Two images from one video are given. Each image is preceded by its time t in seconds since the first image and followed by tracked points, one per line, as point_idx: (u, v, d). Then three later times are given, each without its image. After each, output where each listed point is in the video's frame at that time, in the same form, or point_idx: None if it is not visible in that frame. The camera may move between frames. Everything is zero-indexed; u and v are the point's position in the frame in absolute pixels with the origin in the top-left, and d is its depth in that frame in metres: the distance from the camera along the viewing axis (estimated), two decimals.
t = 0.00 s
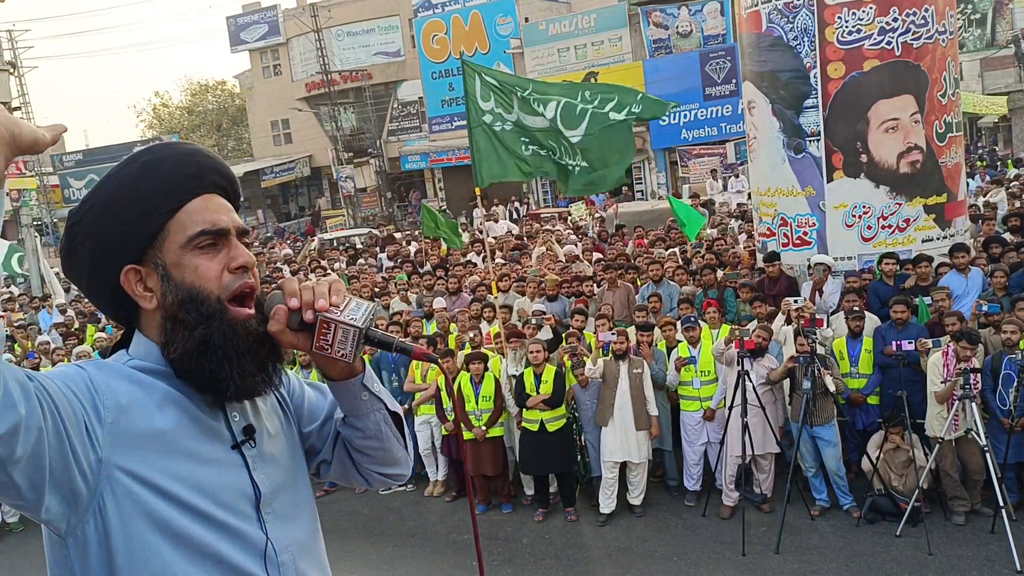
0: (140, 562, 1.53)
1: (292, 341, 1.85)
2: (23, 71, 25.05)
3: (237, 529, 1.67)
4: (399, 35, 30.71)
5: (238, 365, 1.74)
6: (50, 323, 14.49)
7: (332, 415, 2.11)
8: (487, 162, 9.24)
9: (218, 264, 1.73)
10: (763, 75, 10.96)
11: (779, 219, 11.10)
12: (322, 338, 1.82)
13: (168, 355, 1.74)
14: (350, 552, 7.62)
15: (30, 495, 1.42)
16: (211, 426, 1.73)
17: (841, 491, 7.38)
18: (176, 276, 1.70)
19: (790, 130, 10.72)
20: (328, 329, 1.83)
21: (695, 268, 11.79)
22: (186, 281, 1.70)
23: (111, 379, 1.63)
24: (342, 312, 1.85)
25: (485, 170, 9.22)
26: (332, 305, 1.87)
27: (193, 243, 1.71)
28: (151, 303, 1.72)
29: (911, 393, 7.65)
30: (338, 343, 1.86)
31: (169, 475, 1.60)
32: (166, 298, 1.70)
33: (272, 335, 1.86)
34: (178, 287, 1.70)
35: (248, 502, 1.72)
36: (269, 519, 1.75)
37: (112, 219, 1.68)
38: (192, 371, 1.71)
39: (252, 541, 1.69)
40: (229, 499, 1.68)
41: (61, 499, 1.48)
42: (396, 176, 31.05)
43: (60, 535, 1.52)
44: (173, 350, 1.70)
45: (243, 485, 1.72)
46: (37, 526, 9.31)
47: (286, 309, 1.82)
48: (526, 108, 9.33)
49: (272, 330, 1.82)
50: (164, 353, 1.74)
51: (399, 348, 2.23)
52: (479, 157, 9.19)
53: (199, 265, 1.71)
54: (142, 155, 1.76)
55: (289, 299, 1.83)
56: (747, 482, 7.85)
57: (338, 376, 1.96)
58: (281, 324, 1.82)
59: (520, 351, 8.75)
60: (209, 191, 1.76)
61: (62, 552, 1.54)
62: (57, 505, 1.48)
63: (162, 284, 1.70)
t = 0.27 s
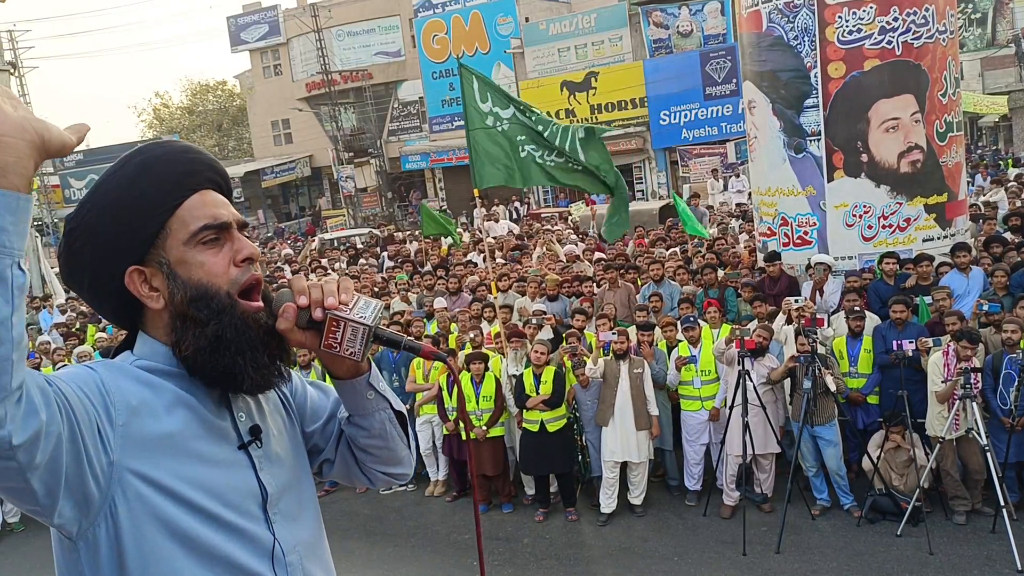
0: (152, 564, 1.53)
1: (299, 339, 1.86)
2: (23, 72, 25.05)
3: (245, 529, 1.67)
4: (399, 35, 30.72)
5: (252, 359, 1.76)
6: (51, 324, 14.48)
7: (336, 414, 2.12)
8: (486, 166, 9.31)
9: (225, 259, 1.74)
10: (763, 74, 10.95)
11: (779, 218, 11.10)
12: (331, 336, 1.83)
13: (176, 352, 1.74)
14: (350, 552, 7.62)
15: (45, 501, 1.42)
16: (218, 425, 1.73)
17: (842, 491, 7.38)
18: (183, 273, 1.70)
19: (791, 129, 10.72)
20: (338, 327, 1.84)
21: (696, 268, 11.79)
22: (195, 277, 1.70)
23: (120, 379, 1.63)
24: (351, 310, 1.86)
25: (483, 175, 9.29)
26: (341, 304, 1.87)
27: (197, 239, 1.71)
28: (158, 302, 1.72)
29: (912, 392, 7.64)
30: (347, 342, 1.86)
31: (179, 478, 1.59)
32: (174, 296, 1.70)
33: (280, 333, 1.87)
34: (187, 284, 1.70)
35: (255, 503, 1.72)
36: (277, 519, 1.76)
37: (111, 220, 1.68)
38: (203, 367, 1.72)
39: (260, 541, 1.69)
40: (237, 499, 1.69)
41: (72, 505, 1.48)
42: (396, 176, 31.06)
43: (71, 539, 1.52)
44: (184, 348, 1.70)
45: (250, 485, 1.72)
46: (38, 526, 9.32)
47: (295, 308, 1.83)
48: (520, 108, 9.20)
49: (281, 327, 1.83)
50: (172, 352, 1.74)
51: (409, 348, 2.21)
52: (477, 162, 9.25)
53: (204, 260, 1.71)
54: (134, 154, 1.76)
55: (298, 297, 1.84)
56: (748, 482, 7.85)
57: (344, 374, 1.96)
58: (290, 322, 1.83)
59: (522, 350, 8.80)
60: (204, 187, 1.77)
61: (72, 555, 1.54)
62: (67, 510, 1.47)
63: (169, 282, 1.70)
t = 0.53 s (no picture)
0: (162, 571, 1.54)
1: (310, 341, 1.90)
2: (22, 72, 25.04)
3: (249, 533, 1.67)
4: (399, 35, 30.72)
5: (266, 363, 1.77)
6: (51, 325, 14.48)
7: (335, 417, 2.11)
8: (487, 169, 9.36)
9: (248, 259, 1.73)
10: (763, 74, 10.95)
11: (779, 218, 11.10)
12: (342, 341, 1.90)
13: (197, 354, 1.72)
14: (351, 552, 7.62)
15: (64, 514, 1.42)
16: (223, 426, 1.72)
17: (843, 490, 7.38)
18: (208, 271, 1.68)
19: (791, 129, 10.72)
20: (350, 331, 1.91)
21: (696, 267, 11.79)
22: (220, 277, 1.69)
23: (130, 382, 1.62)
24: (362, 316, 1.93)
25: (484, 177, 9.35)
26: (354, 309, 1.95)
27: (221, 238, 1.69)
28: (181, 300, 1.68)
29: (912, 392, 7.65)
30: (358, 346, 1.93)
31: (188, 483, 1.60)
32: (199, 294, 1.68)
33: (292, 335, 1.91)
34: (213, 283, 1.68)
35: (257, 504, 1.72)
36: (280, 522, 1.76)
37: (135, 216, 1.64)
38: (225, 367, 1.71)
39: (264, 545, 1.69)
40: (241, 503, 1.68)
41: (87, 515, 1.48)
42: (397, 176, 31.05)
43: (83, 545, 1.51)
44: (207, 347, 1.68)
45: (253, 487, 1.72)
46: (38, 526, 9.32)
47: (308, 310, 1.89)
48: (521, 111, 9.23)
49: (293, 329, 1.87)
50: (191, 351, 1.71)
51: (416, 355, 2.22)
52: (477, 165, 9.35)
53: (228, 260, 1.71)
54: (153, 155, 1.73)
55: (312, 299, 1.90)
56: (748, 482, 7.86)
57: (348, 379, 1.98)
58: (302, 324, 1.88)
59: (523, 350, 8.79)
60: (223, 189, 1.75)
61: (83, 560, 1.53)
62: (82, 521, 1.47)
63: (193, 280, 1.68)
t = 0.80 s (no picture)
0: None
1: (322, 341, 1.88)
2: (22, 72, 25.05)
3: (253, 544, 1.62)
4: (399, 35, 30.76)
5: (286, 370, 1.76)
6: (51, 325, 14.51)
7: (329, 417, 2.09)
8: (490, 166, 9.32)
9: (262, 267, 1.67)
10: (763, 73, 10.95)
11: (780, 218, 11.10)
12: (357, 344, 1.88)
13: (211, 361, 1.63)
14: (351, 552, 7.61)
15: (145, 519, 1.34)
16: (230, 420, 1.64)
17: (844, 490, 7.38)
18: (220, 280, 1.55)
19: (791, 128, 10.71)
20: (365, 335, 1.88)
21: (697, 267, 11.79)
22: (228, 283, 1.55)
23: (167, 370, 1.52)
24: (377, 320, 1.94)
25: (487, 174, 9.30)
26: (370, 314, 1.94)
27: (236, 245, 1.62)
28: (192, 308, 1.56)
29: (912, 391, 7.65)
30: (370, 351, 1.91)
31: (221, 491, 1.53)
32: (211, 300, 1.56)
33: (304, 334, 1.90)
34: (223, 291, 1.55)
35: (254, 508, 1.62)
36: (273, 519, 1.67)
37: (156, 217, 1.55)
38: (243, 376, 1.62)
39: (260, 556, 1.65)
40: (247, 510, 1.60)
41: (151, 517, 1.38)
42: (397, 176, 31.07)
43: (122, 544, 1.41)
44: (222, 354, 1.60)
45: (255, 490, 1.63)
46: (38, 526, 9.33)
47: (324, 311, 1.89)
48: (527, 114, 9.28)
49: (308, 329, 1.86)
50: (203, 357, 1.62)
51: (425, 364, 2.22)
52: (481, 162, 9.30)
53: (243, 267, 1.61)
54: (172, 162, 1.65)
55: (328, 301, 1.91)
56: (749, 481, 7.85)
57: (352, 384, 1.98)
58: (317, 325, 1.87)
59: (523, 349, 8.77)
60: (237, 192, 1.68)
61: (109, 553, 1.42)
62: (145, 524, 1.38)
63: (205, 287, 1.55)
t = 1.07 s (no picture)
0: None
1: (317, 346, 1.95)
2: (23, 72, 24.97)
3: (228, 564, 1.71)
4: (399, 35, 30.74)
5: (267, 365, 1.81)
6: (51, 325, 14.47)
7: (292, 421, 2.08)
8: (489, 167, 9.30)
9: (240, 267, 1.73)
10: (763, 73, 10.95)
11: (780, 217, 11.09)
12: (354, 345, 1.93)
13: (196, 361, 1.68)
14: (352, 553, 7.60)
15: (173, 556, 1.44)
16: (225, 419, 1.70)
17: (844, 490, 7.38)
18: (203, 278, 1.67)
19: (792, 128, 10.70)
20: (362, 335, 1.94)
21: (697, 267, 11.79)
22: (216, 283, 1.68)
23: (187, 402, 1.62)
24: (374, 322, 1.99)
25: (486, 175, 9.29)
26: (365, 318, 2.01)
27: (218, 247, 1.68)
28: (174, 306, 1.64)
29: (913, 390, 7.65)
30: (366, 351, 1.95)
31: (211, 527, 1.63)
32: (195, 299, 1.65)
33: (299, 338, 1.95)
34: (208, 290, 1.66)
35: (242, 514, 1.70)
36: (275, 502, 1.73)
37: (137, 217, 1.59)
38: (229, 374, 1.71)
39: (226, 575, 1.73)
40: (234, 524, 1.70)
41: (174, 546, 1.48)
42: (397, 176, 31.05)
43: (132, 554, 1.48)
44: (207, 352, 1.66)
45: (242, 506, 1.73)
46: (39, 527, 9.32)
47: (322, 314, 1.94)
48: (526, 118, 9.31)
49: (306, 332, 1.91)
50: (187, 354, 1.68)
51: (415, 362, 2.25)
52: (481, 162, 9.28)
53: (225, 268, 1.70)
54: (154, 156, 1.66)
55: (325, 304, 1.95)
56: (749, 481, 7.86)
57: (332, 385, 1.99)
58: (315, 328, 1.92)
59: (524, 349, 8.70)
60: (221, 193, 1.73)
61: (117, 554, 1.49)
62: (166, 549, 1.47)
63: (188, 285, 1.65)
